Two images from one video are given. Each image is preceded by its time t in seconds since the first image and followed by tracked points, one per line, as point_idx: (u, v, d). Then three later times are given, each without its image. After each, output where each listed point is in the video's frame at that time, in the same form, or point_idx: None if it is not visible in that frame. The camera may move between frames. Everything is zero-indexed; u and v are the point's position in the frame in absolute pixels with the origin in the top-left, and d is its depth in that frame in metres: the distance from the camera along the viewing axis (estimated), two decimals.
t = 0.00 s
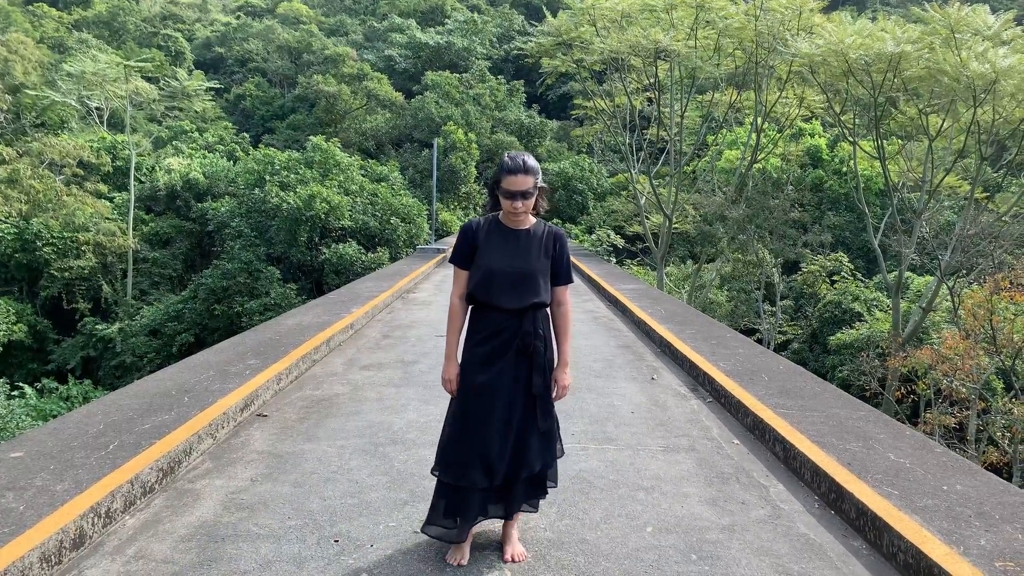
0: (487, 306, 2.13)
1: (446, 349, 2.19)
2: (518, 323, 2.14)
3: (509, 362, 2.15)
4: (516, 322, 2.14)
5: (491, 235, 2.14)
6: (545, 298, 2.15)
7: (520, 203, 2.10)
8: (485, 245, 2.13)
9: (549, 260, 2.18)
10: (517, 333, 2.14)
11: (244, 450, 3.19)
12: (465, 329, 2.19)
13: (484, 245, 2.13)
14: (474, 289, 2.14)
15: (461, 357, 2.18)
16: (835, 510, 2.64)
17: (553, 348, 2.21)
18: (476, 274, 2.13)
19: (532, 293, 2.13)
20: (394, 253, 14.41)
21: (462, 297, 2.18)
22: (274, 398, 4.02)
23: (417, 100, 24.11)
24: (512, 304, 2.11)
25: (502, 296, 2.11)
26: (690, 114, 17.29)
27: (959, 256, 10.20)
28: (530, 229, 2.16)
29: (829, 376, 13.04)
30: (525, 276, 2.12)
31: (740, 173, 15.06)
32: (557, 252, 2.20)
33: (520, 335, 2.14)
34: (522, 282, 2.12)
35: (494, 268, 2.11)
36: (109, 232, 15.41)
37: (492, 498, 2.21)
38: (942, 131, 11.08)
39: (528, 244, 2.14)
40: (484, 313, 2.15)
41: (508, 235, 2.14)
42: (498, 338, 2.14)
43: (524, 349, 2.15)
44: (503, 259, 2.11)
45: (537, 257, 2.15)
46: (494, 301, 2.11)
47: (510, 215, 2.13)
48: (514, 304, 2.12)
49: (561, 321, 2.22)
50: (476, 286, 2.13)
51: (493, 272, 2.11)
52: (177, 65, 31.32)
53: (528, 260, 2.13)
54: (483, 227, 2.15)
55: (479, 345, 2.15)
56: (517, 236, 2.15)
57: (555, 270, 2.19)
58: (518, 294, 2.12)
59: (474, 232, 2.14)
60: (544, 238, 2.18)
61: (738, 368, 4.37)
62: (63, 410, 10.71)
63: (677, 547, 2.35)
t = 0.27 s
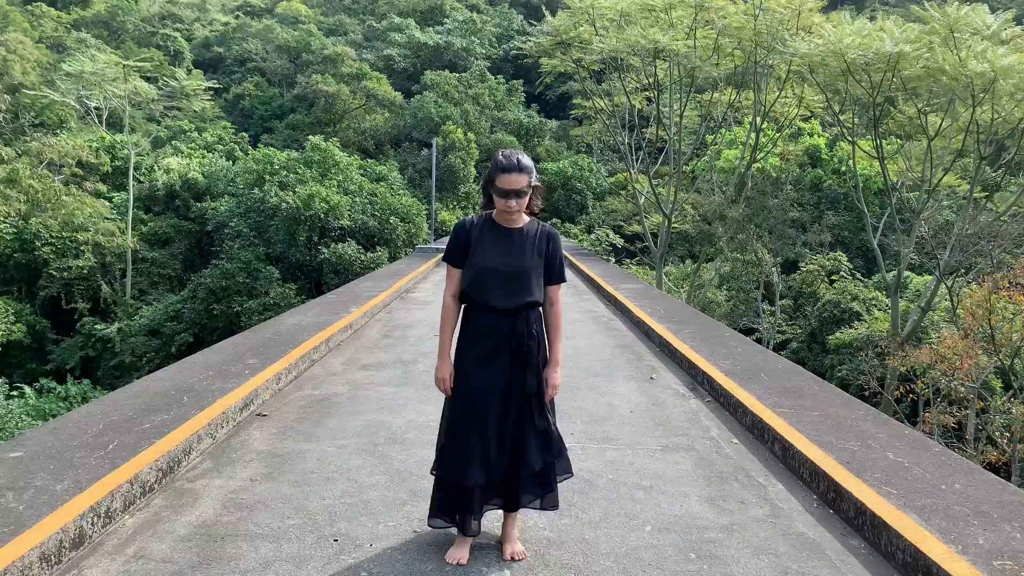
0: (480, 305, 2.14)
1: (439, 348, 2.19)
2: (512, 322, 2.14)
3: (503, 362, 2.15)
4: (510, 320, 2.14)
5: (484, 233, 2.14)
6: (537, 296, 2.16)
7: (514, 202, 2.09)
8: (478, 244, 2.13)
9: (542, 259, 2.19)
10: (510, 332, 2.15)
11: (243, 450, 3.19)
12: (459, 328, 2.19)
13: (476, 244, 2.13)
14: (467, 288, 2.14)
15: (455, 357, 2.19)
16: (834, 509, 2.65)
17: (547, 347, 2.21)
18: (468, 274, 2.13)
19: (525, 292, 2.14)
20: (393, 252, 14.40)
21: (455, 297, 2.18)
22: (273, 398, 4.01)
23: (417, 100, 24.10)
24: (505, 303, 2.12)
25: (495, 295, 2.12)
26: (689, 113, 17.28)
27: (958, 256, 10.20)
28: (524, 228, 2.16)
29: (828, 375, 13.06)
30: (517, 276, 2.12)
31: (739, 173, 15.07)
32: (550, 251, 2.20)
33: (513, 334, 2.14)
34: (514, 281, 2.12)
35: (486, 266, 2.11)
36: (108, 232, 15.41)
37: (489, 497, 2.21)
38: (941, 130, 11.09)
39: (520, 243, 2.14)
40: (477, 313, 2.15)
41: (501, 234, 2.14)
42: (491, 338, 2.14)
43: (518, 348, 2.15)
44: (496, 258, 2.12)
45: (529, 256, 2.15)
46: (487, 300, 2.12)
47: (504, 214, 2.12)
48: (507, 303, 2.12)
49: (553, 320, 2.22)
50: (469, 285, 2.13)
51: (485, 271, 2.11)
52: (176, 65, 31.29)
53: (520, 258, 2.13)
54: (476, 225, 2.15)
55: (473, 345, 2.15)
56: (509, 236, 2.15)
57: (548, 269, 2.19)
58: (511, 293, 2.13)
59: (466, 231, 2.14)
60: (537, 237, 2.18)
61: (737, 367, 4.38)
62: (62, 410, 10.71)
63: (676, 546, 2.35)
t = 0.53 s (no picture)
0: (473, 304, 2.14)
1: (432, 346, 2.19)
2: (505, 320, 2.14)
3: (497, 360, 2.15)
4: (504, 319, 2.14)
5: (477, 231, 2.14)
6: (531, 294, 2.15)
7: (508, 199, 2.10)
8: (471, 241, 2.13)
9: (536, 257, 2.19)
10: (504, 330, 2.14)
11: (244, 449, 3.19)
12: (452, 326, 2.18)
13: (469, 242, 2.14)
14: (460, 286, 2.14)
15: (448, 355, 2.19)
16: (834, 508, 2.65)
17: (541, 345, 2.21)
18: (461, 272, 2.13)
19: (519, 290, 2.14)
20: (393, 252, 14.39)
21: (448, 294, 2.18)
22: (273, 397, 4.02)
23: (416, 99, 24.09)
24: (498, 301, 2.12)
25: (488, 293, 2.12)
26: (688, 113, 17.28)
27: (958, 255, 10.20)
28: (517, 225, 2.16)
29: (828, 375, 13.06)
30: (510, 273, 2.12)
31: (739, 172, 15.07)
32: (543, 248, 2.20)
33: (507, 333, 2.14)
34: (508, 279, 2.12)
35: (480, 264, 2.11)
36: (108, 231, 15.40)
37: (482, 496, 2.22)
38: (940, 129, 11.10)
39: (513, 240, 2.14)
40: (470, 311, 2.15)
41: (494, 232, 2.14)
42: (485, 336, 2.14)
43: (511, 347, 2.15)
44: (490, 255, 2.12)
45: (522, 254, 2.15)
46: (480, 298, 2.12)
47: (498, 211, 2.13)
48: (500, 301, 2.12)
49: (546, 318, 2.21)
50: (462, 283, 2.14)
51: (478, 269, 2.12)
52: (175, 64, 31.27)
53: (514, 255, 2.13)
54: (469, 223, 2.15)
55: (466, 344, 2.15)
56: (503, 233, 2.15)
57: (542, 266, 2.19)
58: (504, 290, 2.13)
59: (459, 229, 2.14)
60: (531, 234, 2.18)
61: (736, 366, 4.38)
62: (61, 409, 10.71)
63: (676, 545, 2.35)
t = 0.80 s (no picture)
0: (468, 301, 2.14)
1: (426, 344, 2.19)
2: (500, 318, 2.14)
3: (491, 359, 2.15)
4: (499, 317, 2.14)
5: (471, 228, 2.14)
6: (526, 292, 2.16)
7: (502, 197, 2.09)
8: (465, 239, 2.13)
9: (529, 254, 2.19)
10: (498, 328, 2.15)
11: (245, 447, 3.20)
12: (446, 324, 2.18)
13: (463, 238, 2.13)
14: (454, 284, 2.14)
15: (442, 354, 2.18)
16: (834, 506, 2.65)
17: (535, 344, 2.22)
18: (455, 269, 2.13)
19: (514, 288, 2.14)
20: (395, 251, 14.38)
21: (441, 292, 2.18)
22: (274, 396, 4.02)
23: (417, 98, 24.10)
24: (493, 300, 2.12)
25: (483, 291, 2.12)
26: (689, 112, 17.28)
27: (959, 254, 10.20)
28: (512, 223, 2.16)
29: (829, 374, 13.06)
30: (505, 271, 2.12)
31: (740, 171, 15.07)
32: (538, 246, 2.20)
33: (502, 331, 2.14)
34: (502, 277, 2.12)
35: (474, 261, 2.11)
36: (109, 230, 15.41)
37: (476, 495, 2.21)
38: (942, 128, 11.09)
39: (507, 237, 2.14)
40: (465, 308, 2.15)
41: (488, 229, 2.14)
42: (479, 334, 2.14)
43: (506, 346, 2.15)
44: (484, 252, 2.11)
45: (517, 251, 2.15)
46: (475, 296, 2.12)
47: (493, 208, 2.12)
48: (494, 299, 2.12)
49: (540, 316, 2.20)
50: (456, 280, 2.13)
51: (472, 266, 2.12)
52: (176, 63, 31.27)
53: (508, 253, 2.13)
54: (463, 220, 2.15)
55: (461, 342, 2.15)
56: (497, 231, 2.15)
57: (536, 264, 2.19)
58: (499, 288, 2.13)
59: (453, 226, 2.14)
60: (525, 232, 2.18)
61: (737, 365, 4.38)
62: (63, 408, 10.73)
63: (677, 543, 2.35)
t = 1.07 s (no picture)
0: (461, 301, 2.13)
1: (419, 343, 2.18)
2: (494, 317, 2.14)
3: (485, 359, 2.15)
4: (493, 316, 2.14)
5: (464, 227, 2.13)
6: (520, 292, 2.15)
7: (496, 195, 2.09)
8: (458, 238, 2.12)
9: (523, 253, 2.19)
10: (492, 327, 2.14)
11: (247, 446, 3.20)
12: (439, 323, 2.17)
13: (456, 237, 2.13)
14: (447, 282, 2.13)
15: (435, 353, 2.18)
16: (835, 506, 2.65)
17: (529, 343, 2.21)
18: (449, 269, 2.13)
19: (508, 287, 2.13)
20: (397, 250, 14.39)
21: (434, 292, 2.17)
22: (276, 394, 4.03)
23: (419, 97, 24.10)
24: (487, 299, 2.12)
25: (476, 290, 2.11)
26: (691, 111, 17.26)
27: (961, 253, 10.18)
28: (505, 222, 2.15)
29: (831, 373, 13.04)
30: (498, 270, 2.12)
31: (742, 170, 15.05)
32: (531, 245, 2.20)
33: (496, 331, 2.14)
34: (496, 276, 2.12)
35: (467, 260, 2.11)
36: (112, 229, 15.42)
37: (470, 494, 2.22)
38: (944, 127, 11.08)
39: (500, 236, 2.13)
40: (458, 308, 2.14)
41: (481, 228, 2.14)
42: (474, 334, 2.14)
43: (500, 345, 2.15)
44: (476, 251, 2.11)
45: (510, 250, 2.14)
46: (468, 295, 2.12)
47: (486, 207, 2.12)
48: (488, 298, 2.12)
49: (533, 315, 2.20)
50: (449, 279, 2.13)
51: (466, 266, 2.11)
52: (179, 62, 31.31)
53: (501, 252, 2.12)
54: (456, 219, 2.14)
55: (455, 341, 2.14)
56: (489, 230, 2.14)
57: (529, 263, 2.19)
58: (493, 288, 2.12)
59: (446, 225, 2.13)
60: (518, 231, 2.17)
61: (739, 364, 4.38)
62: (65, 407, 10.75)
63: (678, 543, 2.35)
